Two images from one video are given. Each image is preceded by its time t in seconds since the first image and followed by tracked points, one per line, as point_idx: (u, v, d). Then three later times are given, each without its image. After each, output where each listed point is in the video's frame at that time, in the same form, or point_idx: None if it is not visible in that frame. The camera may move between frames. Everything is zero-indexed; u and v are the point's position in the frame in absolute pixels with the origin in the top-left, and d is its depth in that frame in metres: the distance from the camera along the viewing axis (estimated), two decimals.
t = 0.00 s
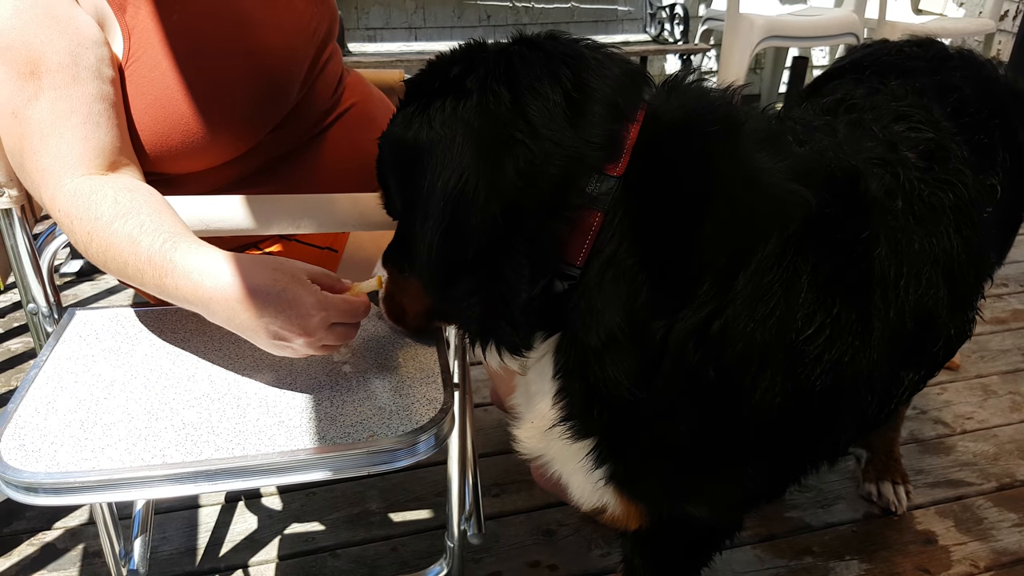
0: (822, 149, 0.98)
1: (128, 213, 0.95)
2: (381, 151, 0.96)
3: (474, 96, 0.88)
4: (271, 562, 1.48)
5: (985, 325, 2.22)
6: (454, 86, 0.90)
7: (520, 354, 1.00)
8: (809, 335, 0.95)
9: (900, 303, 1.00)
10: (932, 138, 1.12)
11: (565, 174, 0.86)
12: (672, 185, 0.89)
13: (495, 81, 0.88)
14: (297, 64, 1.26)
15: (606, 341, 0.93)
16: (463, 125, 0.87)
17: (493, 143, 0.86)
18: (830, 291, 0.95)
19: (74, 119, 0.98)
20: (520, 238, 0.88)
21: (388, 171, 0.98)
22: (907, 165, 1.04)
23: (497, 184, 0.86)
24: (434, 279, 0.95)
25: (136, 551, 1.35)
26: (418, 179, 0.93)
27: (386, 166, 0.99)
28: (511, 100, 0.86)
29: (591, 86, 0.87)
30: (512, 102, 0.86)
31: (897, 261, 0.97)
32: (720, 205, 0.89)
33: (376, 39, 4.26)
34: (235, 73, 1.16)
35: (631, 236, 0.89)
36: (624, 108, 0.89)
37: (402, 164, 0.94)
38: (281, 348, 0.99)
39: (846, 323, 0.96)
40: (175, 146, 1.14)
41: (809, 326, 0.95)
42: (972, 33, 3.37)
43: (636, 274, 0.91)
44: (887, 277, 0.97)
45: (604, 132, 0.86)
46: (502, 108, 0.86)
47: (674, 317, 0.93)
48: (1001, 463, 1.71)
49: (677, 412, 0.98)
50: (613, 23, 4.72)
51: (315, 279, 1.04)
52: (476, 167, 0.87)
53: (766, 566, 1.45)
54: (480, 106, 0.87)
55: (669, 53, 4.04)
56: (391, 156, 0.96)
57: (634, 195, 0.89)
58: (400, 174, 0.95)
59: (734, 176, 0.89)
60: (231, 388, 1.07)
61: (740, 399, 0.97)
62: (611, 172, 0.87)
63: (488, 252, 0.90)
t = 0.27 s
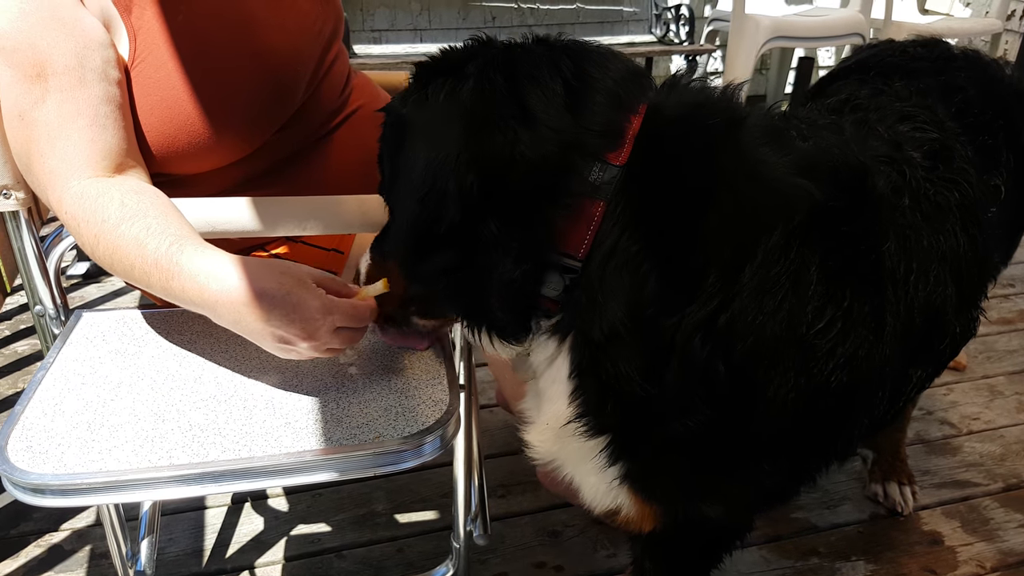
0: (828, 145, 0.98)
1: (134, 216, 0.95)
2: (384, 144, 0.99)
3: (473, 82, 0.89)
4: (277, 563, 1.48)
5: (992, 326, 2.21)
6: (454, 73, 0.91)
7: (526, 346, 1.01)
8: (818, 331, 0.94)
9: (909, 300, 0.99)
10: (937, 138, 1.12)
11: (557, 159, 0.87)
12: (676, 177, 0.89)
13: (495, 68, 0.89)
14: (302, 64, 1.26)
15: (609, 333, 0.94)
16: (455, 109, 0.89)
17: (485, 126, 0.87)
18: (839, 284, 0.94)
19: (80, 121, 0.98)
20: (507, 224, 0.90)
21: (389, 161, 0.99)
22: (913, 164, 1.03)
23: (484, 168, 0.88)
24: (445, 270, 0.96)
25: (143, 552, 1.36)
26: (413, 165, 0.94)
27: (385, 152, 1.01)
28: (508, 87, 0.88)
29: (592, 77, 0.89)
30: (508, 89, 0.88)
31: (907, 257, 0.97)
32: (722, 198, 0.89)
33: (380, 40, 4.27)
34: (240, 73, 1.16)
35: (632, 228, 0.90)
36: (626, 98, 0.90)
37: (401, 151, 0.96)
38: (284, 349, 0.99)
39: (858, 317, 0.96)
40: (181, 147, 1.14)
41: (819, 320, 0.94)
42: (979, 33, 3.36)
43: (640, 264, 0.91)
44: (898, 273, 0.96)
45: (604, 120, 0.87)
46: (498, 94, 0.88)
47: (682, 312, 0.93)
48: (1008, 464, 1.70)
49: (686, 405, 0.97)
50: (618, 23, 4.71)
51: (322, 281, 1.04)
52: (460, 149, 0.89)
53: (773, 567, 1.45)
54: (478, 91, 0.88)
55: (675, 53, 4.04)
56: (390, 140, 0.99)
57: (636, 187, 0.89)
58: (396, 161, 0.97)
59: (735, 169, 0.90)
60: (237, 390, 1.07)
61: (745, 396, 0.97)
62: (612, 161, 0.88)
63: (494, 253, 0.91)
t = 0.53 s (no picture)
0: (829, 145, 0.98)
1: (140, 218, 0.95)
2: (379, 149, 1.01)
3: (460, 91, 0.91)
4: (281, 563, 1.48)
5: (995, 325, 2.21)
6: (444, 84, 0.94)
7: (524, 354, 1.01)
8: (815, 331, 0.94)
9: (911, 296, 0.98)
10: (940, 134, 1.12)
11: (543, 167, 0.89)
12: (666, 181, 0.90)
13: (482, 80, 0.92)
14: (304, 63, 1.26)
15: (601, 341, 0.94)
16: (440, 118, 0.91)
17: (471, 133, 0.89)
18: (835, 280, 0.93)
19: (83, 120, 0.98)
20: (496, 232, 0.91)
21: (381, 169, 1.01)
22: (915, 161, 1.03)
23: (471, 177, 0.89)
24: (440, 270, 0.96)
25: (146, 552, 1.35)
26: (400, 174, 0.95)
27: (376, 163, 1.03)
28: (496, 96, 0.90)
29: (576, 90, 0.93)
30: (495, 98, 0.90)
31: (907, 256, 0.96)
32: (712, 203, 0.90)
33: (382, 40, 4.27)
34: (242, 72, 1.16)
35: (621, 236, 0.91)
36: (610, 108, 0.93)
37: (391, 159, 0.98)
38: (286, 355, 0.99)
39: (855, 316, 0.95)
40: (184, 146, 1.14)
41: (816, 319, 0.94)
42: (982, 32, 3.35)
43: (630, 270, 0.91)
44: (899, 272, 0.96)
45: (588, 129, 0.91)
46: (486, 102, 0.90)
47: (678, 314, 0.92)
48: (1011, 463, 1.70)
49: (686, 403, 0.96)
50: (621, 23, 4.71)
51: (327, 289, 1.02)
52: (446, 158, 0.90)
53: (776, 566, 1.45)
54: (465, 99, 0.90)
55: (678, 53, 4.04)
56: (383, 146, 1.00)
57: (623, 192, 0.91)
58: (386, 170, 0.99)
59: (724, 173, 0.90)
60: (240, 389, 1.07)
61: (747, 394, 0.97)
62: (599, 171, 0.90)
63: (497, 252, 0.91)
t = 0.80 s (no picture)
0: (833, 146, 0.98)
1: (135, 217, 0.95)
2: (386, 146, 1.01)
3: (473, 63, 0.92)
4: (281, 563, 1.48)
5: (995, 324, 2.21)
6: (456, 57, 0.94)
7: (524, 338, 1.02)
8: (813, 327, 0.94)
9: (909, 299, 0.99)
10: (938, 139, 1.12)
11: (554, 136, 0.89)
12: (678, 157, 0.90)
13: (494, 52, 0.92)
14: (303, 64, 1.27)
15: (608, 317, 0.94)
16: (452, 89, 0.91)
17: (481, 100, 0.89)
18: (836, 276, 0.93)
19: (82, 120, 0.98)
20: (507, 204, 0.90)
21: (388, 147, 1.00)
22: (914, 165, 1.03)
23: (481, 146, 0.89)
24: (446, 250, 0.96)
25: (146, 553, 1.35)
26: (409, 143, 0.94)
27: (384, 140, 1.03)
28: (508, 68, 0.91)
29: (591, 64, 0.93)
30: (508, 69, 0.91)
31: (906, 257, 0.96)
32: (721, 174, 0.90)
33: (382, 40, 4.27)
34: (242, 73, 1.16)
35: (629, 211, 0.89)
36: (624, 86, 0.93)
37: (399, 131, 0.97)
38: (281, 360, 0.98)
39: (854, 312, 0.95)
40: (183, 146, 1.13)
41: (816, 313, 0.93)
42: (981, 31, 3.35)
43: (638, 245, 0.90)
44: (899, 273, 0.96)
45: (602, 101, 0.90)
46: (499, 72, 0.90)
47: (682, 299, 0.93)
48: (1011, 462, 1.70)
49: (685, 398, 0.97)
50: (621, 23, 4.71)
51: (325, 299, 1.01)
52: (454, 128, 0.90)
53: (777, 566, 1.45)
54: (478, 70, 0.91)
55: (678, 53, 4.04)
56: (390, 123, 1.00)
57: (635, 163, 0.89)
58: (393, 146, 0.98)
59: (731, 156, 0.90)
60: (240, 390, 1.07)
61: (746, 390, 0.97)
62: (611, 145, 0.89)
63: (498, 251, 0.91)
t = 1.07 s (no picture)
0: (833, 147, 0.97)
1: (136, 216, 0.95)
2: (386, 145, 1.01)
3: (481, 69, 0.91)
4: (281, 563, 1.48)
5: (995, 324, 2.21)
6: (454, 65, 0.92)
7: (530, 348, 1.01)
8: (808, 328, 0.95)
9: (909, 296, 0.99)
10: (934, 135, 1.12)
11: (556, 141, 0.87)
12: (684, 160, 0.89)
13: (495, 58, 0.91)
14: (301, 66, 1.27)
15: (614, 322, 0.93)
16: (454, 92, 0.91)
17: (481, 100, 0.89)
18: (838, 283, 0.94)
19: (81, 121, 0.98)
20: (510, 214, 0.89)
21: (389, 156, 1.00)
22: (910, 161, 1.03)
23: (484, 154, 0.88)
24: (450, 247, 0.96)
25: (147, 552, 1.36)
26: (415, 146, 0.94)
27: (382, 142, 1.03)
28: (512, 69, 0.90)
29: (597, 69, 0.91)
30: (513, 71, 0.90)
31: (907, 254, 0.96)
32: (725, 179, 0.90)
33: (382, 40, 4.28)
34: (242, 73, 1.16)
35: (637, 217, 0.89)
36: (627, 90, 0.91)
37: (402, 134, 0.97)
38: (283, 358, 0.98)
39: (858, 312, 0.95)
40: (183, 147, 1.14)
41: (822, 315, 0.93)
42: (982, 31, 3.35)
43: (645, 251, 0.90)
44: (898, 273, 0.97)
45: (606, 105, 0.88)
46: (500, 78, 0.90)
47: (690, 304, 0.92)
48: (1011, 462, 1.70)
49: (689, 401, 0.97)
50: (621, 23, 4.71)
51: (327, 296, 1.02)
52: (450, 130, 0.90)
53: (777, 565, 1.45)
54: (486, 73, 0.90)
55: (678, 52, 4.04)
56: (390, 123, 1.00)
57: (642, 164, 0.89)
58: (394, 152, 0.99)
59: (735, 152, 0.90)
60: (240, 389, 1.07)
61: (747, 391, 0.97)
62: (616, 149, 0.88)
63: (507, 251, 0.90)
